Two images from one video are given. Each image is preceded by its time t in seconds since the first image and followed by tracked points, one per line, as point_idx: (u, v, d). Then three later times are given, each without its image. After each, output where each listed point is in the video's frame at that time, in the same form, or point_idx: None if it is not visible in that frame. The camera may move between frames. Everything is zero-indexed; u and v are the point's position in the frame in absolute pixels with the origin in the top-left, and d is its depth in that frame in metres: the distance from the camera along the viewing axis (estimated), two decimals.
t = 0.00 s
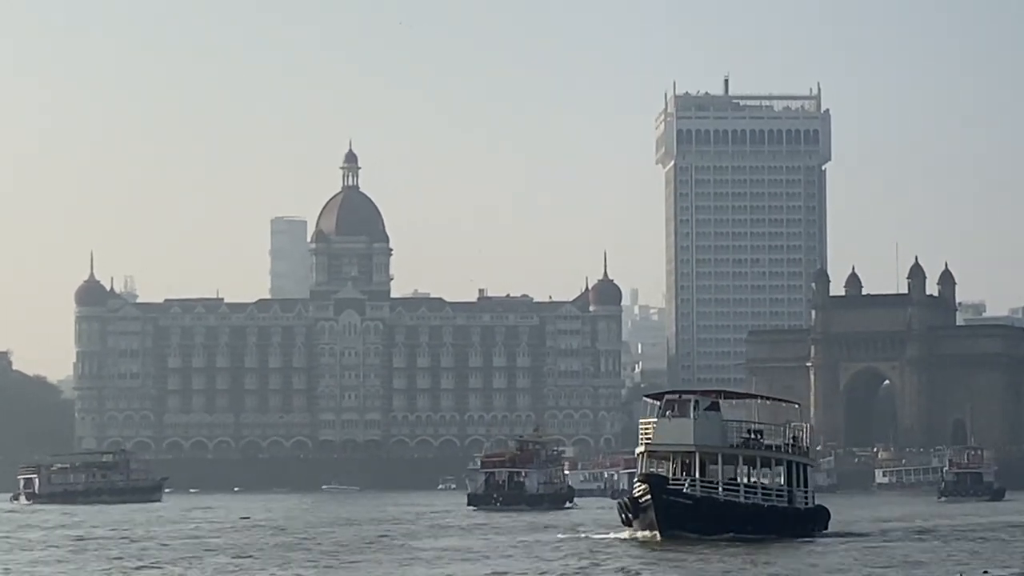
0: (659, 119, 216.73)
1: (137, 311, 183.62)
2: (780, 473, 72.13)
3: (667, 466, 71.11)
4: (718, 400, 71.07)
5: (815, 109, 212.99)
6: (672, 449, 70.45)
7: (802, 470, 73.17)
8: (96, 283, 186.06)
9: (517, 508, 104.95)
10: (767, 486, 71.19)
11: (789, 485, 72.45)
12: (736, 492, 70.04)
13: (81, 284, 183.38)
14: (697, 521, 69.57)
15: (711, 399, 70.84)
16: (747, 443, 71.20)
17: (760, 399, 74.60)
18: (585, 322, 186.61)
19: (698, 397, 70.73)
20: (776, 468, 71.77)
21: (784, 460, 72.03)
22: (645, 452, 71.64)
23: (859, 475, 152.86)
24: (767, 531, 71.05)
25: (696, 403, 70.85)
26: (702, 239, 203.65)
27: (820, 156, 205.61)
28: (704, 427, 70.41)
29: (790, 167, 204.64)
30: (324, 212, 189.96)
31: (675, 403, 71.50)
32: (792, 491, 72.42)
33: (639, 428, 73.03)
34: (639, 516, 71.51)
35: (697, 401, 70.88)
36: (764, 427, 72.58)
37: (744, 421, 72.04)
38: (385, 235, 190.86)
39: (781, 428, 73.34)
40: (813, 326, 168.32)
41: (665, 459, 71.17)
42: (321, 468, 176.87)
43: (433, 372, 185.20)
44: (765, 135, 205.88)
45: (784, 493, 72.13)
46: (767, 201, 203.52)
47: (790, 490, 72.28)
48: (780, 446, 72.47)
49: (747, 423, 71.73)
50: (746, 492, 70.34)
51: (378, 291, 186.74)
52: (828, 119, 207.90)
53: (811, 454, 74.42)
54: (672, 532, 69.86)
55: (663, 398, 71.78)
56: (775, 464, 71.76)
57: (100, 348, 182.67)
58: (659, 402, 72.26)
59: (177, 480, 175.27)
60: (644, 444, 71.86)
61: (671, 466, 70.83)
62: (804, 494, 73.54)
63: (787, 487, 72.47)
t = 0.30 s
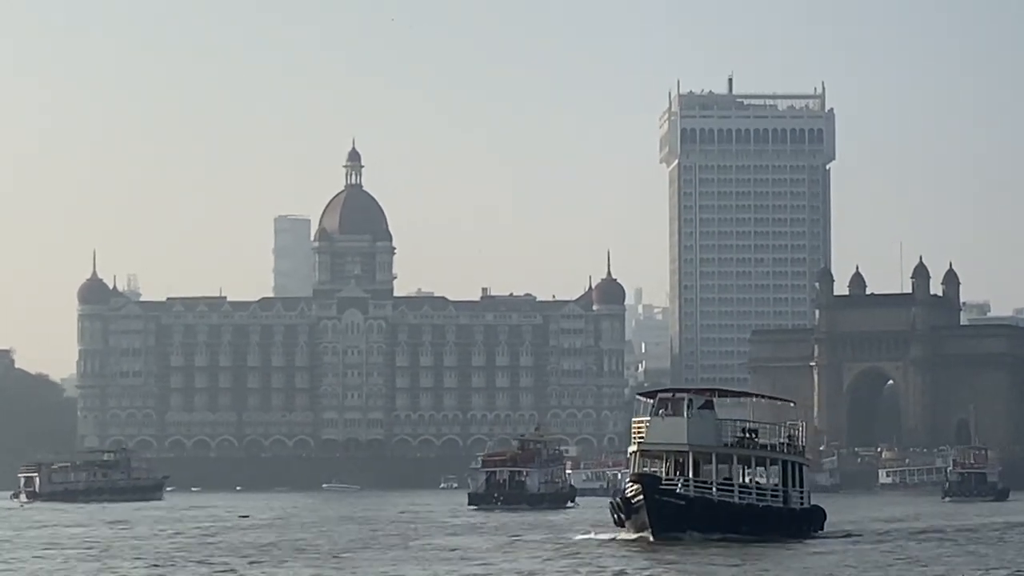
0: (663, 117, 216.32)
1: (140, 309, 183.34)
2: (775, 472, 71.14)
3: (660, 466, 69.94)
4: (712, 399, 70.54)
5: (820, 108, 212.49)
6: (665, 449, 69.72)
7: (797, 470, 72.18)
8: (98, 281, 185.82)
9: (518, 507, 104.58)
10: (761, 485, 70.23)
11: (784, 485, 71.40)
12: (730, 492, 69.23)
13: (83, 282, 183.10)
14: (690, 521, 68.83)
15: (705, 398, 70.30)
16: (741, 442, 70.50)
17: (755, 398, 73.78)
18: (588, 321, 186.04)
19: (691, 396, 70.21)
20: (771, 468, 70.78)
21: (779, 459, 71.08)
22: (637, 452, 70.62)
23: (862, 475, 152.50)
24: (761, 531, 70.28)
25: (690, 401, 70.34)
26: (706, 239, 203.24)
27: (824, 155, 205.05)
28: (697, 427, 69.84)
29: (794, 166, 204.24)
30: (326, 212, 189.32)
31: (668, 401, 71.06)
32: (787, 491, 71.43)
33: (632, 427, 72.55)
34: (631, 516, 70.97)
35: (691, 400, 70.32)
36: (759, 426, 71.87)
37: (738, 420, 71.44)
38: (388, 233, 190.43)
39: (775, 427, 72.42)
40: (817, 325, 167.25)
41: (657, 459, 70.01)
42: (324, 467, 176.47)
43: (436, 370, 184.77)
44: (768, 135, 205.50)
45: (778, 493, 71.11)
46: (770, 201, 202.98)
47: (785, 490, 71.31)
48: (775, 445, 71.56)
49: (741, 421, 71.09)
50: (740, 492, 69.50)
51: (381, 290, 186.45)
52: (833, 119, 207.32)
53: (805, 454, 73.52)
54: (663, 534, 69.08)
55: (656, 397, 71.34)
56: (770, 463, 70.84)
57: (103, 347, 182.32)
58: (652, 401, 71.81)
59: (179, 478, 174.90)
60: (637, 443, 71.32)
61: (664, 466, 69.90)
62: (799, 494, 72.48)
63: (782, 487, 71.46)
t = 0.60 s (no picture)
0: (669, 117, 215.93)
1: (144, 308, 183.03)
2: (771, 472, 70.76)
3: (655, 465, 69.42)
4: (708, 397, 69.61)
5: (826, 107, 212.02)
6: (659, 448, 68.76)
7: (793, 470, 71.75)
8: (102, 279, 185.67)
9: (521, 507, 104.21)
10: (757, 486, 69.76)
11: (781, 484, 71.09)
12: (725, 493, 68.44)
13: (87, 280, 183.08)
14: (685, 522, 67.66)
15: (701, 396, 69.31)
16: (737, 442, 69.65)
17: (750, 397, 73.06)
18: (593, 321, 186.22)
19: (687, 393, 69.15)
20: (766, 467, 70.34)
21: (775, 459, 70.61)
22: (631, 450, 69.82)
23: (868, 475, 151.91)
24: (756, 533, 69.38)
25: (685, 399, 69.30)
26: (712, 238, 202.75)
27: (829, 155, 204.43)
28: (693, 426, 68.78)
29: (800, 165, 203.73)
30: (331, 210, 189.07)
31: (663, 399, 70.09)
32: (783, 491, 71.05)
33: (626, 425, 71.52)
34: (625, 517, 69.71)
35: (686, 398, 69.37)
36: (755, 425, 71.41)
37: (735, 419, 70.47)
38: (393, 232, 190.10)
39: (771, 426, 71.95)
40: (822, 324, 167.35)
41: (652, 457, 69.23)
42: (327, 466, 176.15)
43: (440, 370, 183.89)
44: (774, 134, 205.12)
45: (774, 493, 70.67)
46: (776, 200, 202.59)
47: (781, 490, 70.93)
48: (772, 444, 71.10)
49: (738, 420, 70.12)
50: (736, 492, 68.81)
51: (386, 289, 186.05)
52: (838, 118, 206.61)
53: (802, 453, 73.08)
54: (657, 535, 67.81)
55: (651, 394, 70.40)
56: (766, 463, 70.34)
57: (107, 345, 181.91)
58: (647, 398, 70.82)
59: (182, 477, 174.81)
60: (631, 441, 70.21)
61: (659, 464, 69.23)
62: (795, 494, 72.12)
63: (778, 488, 71.10)
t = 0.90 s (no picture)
0: (675, 115, 215.32)
1: (149, 307, 182.71)
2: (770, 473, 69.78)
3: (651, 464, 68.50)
4: (705, 397, 69.00)
5: (833, 106, 211.46)
6: (655, 447, 68.15)
7: (792, 471, 70.84)
8: (108, 278, 185.42)
9: (524, 507, 103.91)
10: (756, 486, 68.81)
11: (780, 485, 70.10)
12: (722, 494, 67.58)
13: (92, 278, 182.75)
14: (681, 522, 66.87)
15: (697, 395, 68.71)
16: (734, 441, 68.95)
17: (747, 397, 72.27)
18: (598, 320, 185.34)
19: (683, 393, 68.53)
20: (765, 468, 69.43)
21: (774, 460, 69.61)
22: (627, 449, 69.29)
23: (875, 475, 151.45)
24: (754, 534, 68.51)
25: (681, 398, 68.67)
26: (718, 237, 202.42)
27: (836, 153, 203.82)
28: (689, 425, 68.19)
29: (806, 164, 203.29)
30: (337, 208, 188.78)
31: (659, 398, 69.47)
32: (782, 492, 70.12)
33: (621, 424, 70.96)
34: (620, 517, 69.89)
35: (682, 397, 68.67)
36: (753, 425, 70.49)
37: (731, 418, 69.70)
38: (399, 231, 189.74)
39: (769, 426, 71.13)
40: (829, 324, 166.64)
41: (648, 457, 68.56)
42: (332, 466, 175.85)
43: (446, 369, 183.84)
44: (781, 133, 204.48)
45: (774, 494, 69.67)
46: (782, 199, 202.24)
47: (780, 492, 69.91)
48: (769, 445, 70.33)
49: (734, 420, 69.49)
50: (734, 492, 67.92)
51: (392, 288, 185.75)
52: (845, 117, 206.07)
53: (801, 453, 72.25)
54: (653, 536, 66.93)
55: (647, 393, 69.78)
56: (764, 463, 69.34)
57: (112, 344, 181.62)
58: (643, 397, 70.17)
59: (187, 476, 174.56)
60: (627, 441, 69.96)
61: (655, 464, 68.56)
62: (794, 496, 71.27)
63: (777, 488, 70.09)
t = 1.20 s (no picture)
0: (683, 114, 214.69)
1: (155, 306, 182.34)
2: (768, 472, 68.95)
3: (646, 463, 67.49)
4: (702, 395, 67.90)
5: (840, 105, 210.88)
6: (651, 447, 67.07)
7: (791, 470, 69.93)
8: (113, 277, 184.97)
9: (528, 507, 103.46)
10: (753, 486, 67.97)
11: (778, 485, 69.23)
12: (719, 493, 66.74)
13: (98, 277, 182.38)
14: (677, 523, 66.17)
15: (695, 393, 67.60)
16: (732, 440, 67.87)
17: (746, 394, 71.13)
18: (605, 318, 184.90)
19: (680, 391, 67.45)
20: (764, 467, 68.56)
21: (772, 459, 68.70)
22: (622, 448, 68.13)
23: (882, 474, 150.82)
24: (750, 535, 67.76)
25: (678, 396, 67.59)
26: (725, 236, 201.92)
27: (844, 152, 203.17)
28: (686, 424, 67.15)
29: (814, 163, 202.59)
30: (342, 207, 188.56)
31: (655, 396, 68.30)
32: (780, 492, 69.27)
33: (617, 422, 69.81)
34: (616, 517, 68.68)
35: (679, 395, 67.51)
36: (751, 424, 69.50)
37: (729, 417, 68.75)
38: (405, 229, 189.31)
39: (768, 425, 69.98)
40: (836, 322, 166.19)
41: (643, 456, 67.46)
42: (337, 465, 175.43)
43: (452, 368, 183.14)
44: (788, 131, 203.69)
45: (771, 493, 68.93)
46: (789, 197, 201.76)
47: (778, 492, 69.03)
48: (768, 444, 69.23)
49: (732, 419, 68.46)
50: (731, 492, 67.10)
51: (398, 286, 185.33)
52: (853, 115, 205.39)
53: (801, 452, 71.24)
54: (647, 535, 66.27)
55: (643, 391, 68.60)
56: (762, 463, 68.44)
57: (118, 343, 181.08)
58: (638, 395, 69.01)
59: (192, 475, 174.29)
60: (622, 439, 68.70)
61: (652, 463, 67.45)
62: (793, 495, 70.33)
63: (775, 489, 69.20)
